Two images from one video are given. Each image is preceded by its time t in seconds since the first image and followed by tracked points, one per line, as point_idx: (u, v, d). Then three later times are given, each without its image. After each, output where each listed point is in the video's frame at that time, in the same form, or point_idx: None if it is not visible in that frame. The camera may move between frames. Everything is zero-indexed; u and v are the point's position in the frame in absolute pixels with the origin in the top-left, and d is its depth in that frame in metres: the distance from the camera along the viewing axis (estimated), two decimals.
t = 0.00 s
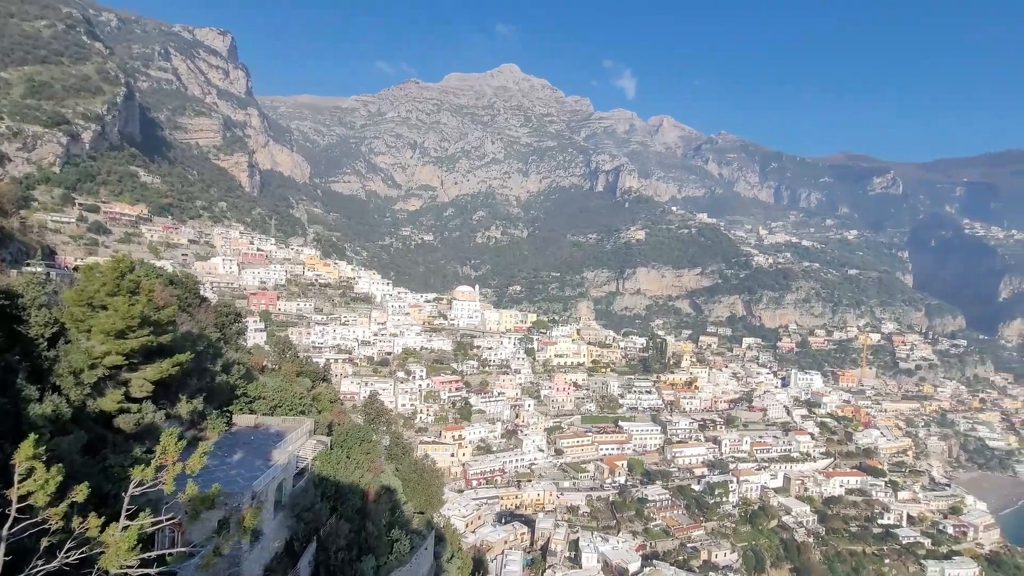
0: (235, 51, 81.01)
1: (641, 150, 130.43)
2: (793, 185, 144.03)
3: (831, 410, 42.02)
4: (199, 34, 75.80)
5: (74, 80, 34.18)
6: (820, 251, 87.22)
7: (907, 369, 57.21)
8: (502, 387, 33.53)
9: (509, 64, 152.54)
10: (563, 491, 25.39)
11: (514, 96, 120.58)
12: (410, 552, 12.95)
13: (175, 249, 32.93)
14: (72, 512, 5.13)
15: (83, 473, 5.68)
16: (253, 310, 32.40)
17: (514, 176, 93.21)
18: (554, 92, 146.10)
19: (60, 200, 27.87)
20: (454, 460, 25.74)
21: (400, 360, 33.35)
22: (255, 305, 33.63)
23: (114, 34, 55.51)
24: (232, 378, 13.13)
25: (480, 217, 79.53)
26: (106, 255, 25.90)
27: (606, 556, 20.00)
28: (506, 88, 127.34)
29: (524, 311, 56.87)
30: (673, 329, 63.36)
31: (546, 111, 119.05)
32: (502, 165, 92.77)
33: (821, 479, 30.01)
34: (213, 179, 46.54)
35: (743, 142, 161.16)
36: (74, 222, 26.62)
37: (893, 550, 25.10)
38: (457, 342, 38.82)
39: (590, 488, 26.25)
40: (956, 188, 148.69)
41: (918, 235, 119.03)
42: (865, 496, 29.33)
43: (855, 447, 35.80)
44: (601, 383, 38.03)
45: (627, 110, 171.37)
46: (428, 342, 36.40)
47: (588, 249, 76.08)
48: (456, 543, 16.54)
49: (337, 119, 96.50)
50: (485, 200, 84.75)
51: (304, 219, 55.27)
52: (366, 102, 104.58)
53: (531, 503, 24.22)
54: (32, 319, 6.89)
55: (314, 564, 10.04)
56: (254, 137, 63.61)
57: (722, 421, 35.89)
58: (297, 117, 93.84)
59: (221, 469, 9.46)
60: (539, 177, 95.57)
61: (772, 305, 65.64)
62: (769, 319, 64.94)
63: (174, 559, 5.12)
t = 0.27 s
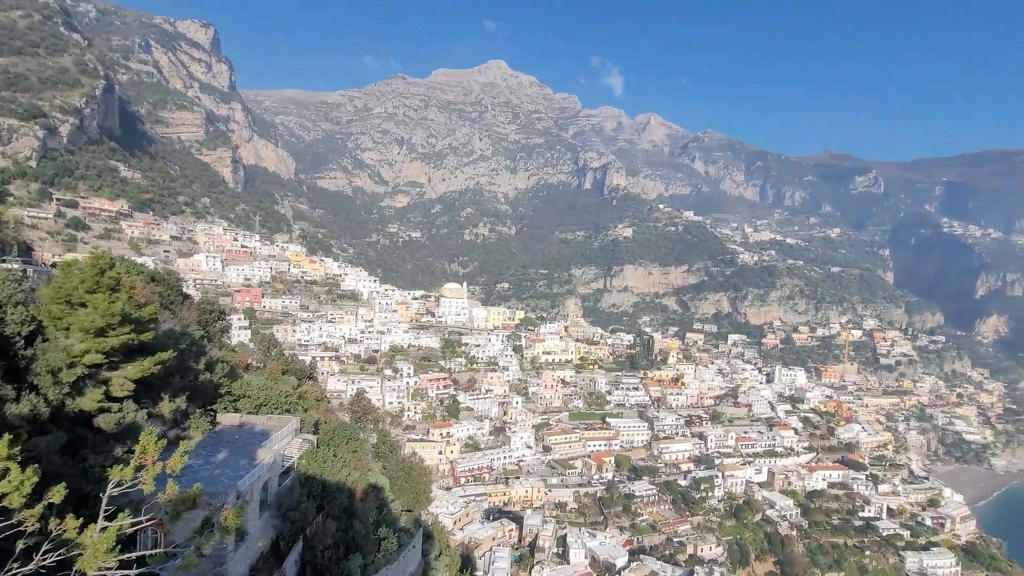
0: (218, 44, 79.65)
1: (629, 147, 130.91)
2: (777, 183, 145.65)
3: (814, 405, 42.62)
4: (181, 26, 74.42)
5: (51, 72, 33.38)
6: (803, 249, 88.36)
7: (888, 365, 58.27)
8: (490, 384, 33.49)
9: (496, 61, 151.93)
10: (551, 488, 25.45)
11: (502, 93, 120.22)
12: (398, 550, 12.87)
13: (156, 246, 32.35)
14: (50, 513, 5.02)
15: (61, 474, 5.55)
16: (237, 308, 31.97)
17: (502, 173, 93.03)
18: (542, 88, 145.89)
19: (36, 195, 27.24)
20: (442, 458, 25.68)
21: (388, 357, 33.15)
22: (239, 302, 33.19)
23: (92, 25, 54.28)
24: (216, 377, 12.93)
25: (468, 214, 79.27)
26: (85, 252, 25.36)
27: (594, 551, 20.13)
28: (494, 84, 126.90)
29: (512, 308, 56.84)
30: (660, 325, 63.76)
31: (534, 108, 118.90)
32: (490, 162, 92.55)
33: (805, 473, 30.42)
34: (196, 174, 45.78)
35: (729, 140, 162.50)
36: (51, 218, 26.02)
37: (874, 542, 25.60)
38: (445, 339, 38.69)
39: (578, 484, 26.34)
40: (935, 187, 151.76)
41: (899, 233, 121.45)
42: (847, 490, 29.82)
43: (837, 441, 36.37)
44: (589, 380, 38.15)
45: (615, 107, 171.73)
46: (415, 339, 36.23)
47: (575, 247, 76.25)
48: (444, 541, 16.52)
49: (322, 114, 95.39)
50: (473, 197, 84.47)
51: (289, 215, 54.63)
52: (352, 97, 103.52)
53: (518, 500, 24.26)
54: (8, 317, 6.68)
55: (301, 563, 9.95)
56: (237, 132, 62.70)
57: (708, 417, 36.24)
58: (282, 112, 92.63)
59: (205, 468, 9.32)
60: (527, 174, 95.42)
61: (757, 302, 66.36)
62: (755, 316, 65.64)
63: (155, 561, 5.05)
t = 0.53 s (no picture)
0: (197, 36, 78.08)
1: (613, 145, 131.45)
2: (759, 182, 147.53)
3: (794, 400, 43.33)
4: (158, 17, 72.78)
5: (22, 62, 32.44)
6: (784, 247, 89.68)
7: (866, 360, 59.51)
8: (475, 381, 33.42)
9: (482, 57, 151.29)
10: (536, 484, 25.52)
11: (487, 89, 119.76)
12: (382, 548, 12.76)
13: (133, 241, 31.68)
14: (21, 515, 4.87)
15: (34, 474, 5.39)
16: (217, 305, 31.45)
17: (487, 170, 92.79)
18: (527, 85, 145.68)
19: (6, 189, 26.45)
20: (427, 455, 25.60)
21: (372, 355, 32.90)
22: (219, 299, 32.68)
23: (65, 15, 52.84)
24: (196, 374, 12.71)
25: (453, 211, 78.97)
26: (58, 247, 24.72)
27: (578, 547, 20.24)
28: (479, 80, 126.37)
29: (497, 305, 56.80)
30: (645, 322, 64.22)
31: (519, 104, 118.70)
32: (475, 159, 92.25)
33: (785, 467, 30.89)
34: (174, 169, 44.90)
35: (712, 139, 164.05)
36: (22, 213, 25.31)
37: (852, 534, 26.14)
38: (430, 336, 38.53)
39: (563, 480, 26.43)
40: (911, 187, 155.35)
41: (876, 231, 124.18)
42: (825, 483, 30.39)
43: (816, 436, 37.03)
44: (574, 377, 38.30)
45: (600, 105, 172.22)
46: (399, 336, 36.00)
47: (560, 244, 76.45)
48: (429, 538, 16.47)
49: (305, 108, 94.08)
50: (458, 193, 84.14)
51: (271, 211, 53.86)
52: (335, 92, 102.25)
53: (504, 497, 24.24)
54: None
55: (283, 564, 9.84)
56: (217, 126, 61.61)
57: (692, 413, 36.63)
58: (264, 106, 91.18)
59: (184, 468, 9.15)
60: (512, 171, 95.69)
61: (739, 299, 67.23)
62: (737, 313, 66.51)
63: (131, 564, 4.96)
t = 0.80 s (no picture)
0: (172, 27, 76.19)
1: (596, 143, 131.96)
2: (740, 180, 149.52)
3: (773, 395, 44.12)
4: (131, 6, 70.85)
5: None
6: (764, 245, 91.09)
7: (841, 356, 60.85)
8: (458, 378, 33.34)
9: (465, 53, 150.44)
10: (520, 481, 25.55)
11: (471, 85, 119.26)
12: (365, 547, 12.66)
13: (106, 237, 30.89)
14: None
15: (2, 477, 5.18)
16: (194, 302, 30.86)
17: (470, 167, 92.46)
18: (510, 82, 145.39)
19: None
20: (410, 453, 25.50)
21: (354, 353, 32.58)
22: (196, 296, 32.03)
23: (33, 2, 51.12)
24: (172, 374, 12.40)
25: (436, 208, 78.57)
26: (26, 243, 23.99)
27: (562, 542, 20.34)
28: (462, 76, 125.68)
29: (481, 302, 56.67)
30: (627, 319, 64.72)
31: (502, 101, 118.40)
32: (458, 155, 91.83)
33: (763, 461, 31.39)
34: (149, 162, 43.83)
35: (694, 137, 165.69)
36: None
37: (827, 525, 26.74)
38: (413, 333, 38.29)
39: (546, 476, 26.53)
40: (885, 187, 158.98)
41: (852, 230, 126.74)
42: (802, 476, 31.00)
43: (794, 430, 37.74)
44: (557, 373, 38.41)
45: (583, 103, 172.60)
46: (382, 334, 35.73)
47: (544, 241, 76.58)
48: (412, 537, 16.38)
49: (285, 102, 92.52)
50: (441, 190, 83.68)
51: (249, 207, 52.94)
52: (315, 86, 100.76)
53: (487, 494, 24.24)
54: None
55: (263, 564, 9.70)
56: (194, 119, 60.31)
57: (673, 409, 37.06)
58: (242, 99, 89.45)
59: (161, 468, 8.94)
60: (496, 168, 95.73)
61: (719, 296, 68.12)
62: (717, 310, 67.42)
63: (103, 567, 4.84)
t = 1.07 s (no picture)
0: (143, 16, 74.02)
1: (578, 140, 132.34)
2: (719, 179, 151.49)
3: (750, 390, 44.91)
4: None
5: None
6: (742, 243, 92.51)
7: (816, 352, 62.20)
8: (440, 376, 33.20)
9: (446, 48, 149.36)
10: (502, 477, 25.57)
11: (452, 80, 118.51)
12: (345, 547, 12.52)
13: (75, 232, 29.97)
14: None
15: None
16: (168, 300, 30.14)
17: (452, 163, 91.95)
18: (492, 78, 144.88)
19: None
20: (392, 451, 25.32)
21: (334, 350, 32.18)
22: (170, 293, 31.28)
23: None
24: (145, 372, 12.08)
25: (417, 204, 78.03)
26: None
27: (543, 538, 20.38)
28: (444, 71, 124.74)
29: (463, 299, 56.45)
30: (609, 316, 65.16)
31: (484, 97, 117.92)
32: (440, 151, 91.22)
33: (741, 455, 31.89)
34: (120, 155, 42.58)
35: (674, 136, 167.26)
36: None
37: (802, 517, 27.34)
38: (394, 331, 38.00)
39: (528, 473, 26.59)
40: (858, 187, 162.70)
41: (826, 228, 129.40)
42: (779, 469, 31.63)
43: (770, 424, 38.47)
44: (539, 370, 38.48)
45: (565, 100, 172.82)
46: (363, 331, 35.40)
47: (526, 238, 76.64)
48: (394, 535, 16.26)
49: (262, 95, 90.63)
50: (423, 186, 83.11)
51: (225, 202, 51.86)
52: (294, 79, 98.94)
53: (469, 491, 24.20)
54: None
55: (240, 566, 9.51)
56: (167, 112, 58.76)
57: (653, 405, 37.46)
58: (217, 92, 87.42)
59: (134, 470, 8.71)
60: (478, 164, 95.53)
61: (699, 293, 69.03)
62: (697, 307, 68.36)
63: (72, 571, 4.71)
